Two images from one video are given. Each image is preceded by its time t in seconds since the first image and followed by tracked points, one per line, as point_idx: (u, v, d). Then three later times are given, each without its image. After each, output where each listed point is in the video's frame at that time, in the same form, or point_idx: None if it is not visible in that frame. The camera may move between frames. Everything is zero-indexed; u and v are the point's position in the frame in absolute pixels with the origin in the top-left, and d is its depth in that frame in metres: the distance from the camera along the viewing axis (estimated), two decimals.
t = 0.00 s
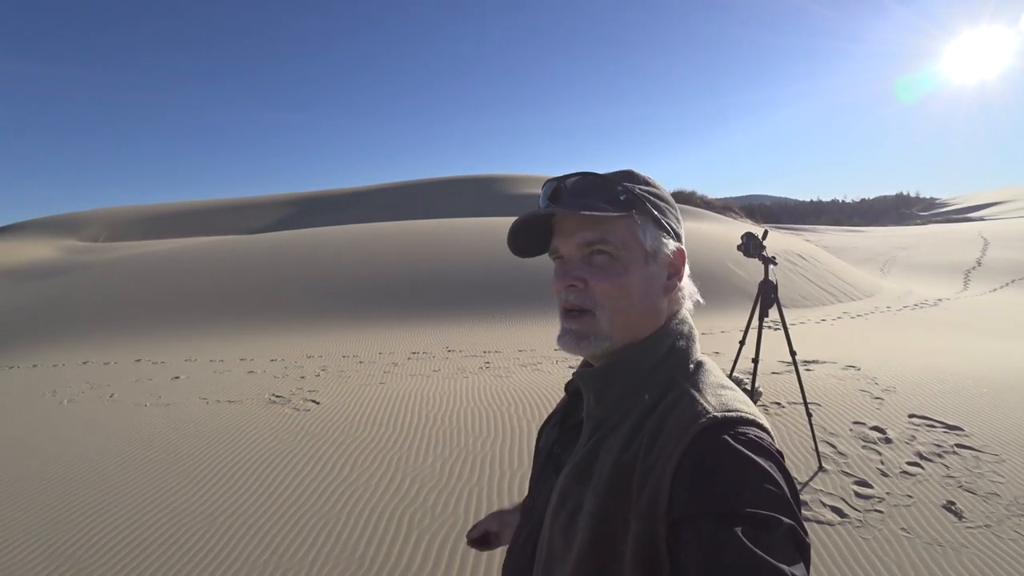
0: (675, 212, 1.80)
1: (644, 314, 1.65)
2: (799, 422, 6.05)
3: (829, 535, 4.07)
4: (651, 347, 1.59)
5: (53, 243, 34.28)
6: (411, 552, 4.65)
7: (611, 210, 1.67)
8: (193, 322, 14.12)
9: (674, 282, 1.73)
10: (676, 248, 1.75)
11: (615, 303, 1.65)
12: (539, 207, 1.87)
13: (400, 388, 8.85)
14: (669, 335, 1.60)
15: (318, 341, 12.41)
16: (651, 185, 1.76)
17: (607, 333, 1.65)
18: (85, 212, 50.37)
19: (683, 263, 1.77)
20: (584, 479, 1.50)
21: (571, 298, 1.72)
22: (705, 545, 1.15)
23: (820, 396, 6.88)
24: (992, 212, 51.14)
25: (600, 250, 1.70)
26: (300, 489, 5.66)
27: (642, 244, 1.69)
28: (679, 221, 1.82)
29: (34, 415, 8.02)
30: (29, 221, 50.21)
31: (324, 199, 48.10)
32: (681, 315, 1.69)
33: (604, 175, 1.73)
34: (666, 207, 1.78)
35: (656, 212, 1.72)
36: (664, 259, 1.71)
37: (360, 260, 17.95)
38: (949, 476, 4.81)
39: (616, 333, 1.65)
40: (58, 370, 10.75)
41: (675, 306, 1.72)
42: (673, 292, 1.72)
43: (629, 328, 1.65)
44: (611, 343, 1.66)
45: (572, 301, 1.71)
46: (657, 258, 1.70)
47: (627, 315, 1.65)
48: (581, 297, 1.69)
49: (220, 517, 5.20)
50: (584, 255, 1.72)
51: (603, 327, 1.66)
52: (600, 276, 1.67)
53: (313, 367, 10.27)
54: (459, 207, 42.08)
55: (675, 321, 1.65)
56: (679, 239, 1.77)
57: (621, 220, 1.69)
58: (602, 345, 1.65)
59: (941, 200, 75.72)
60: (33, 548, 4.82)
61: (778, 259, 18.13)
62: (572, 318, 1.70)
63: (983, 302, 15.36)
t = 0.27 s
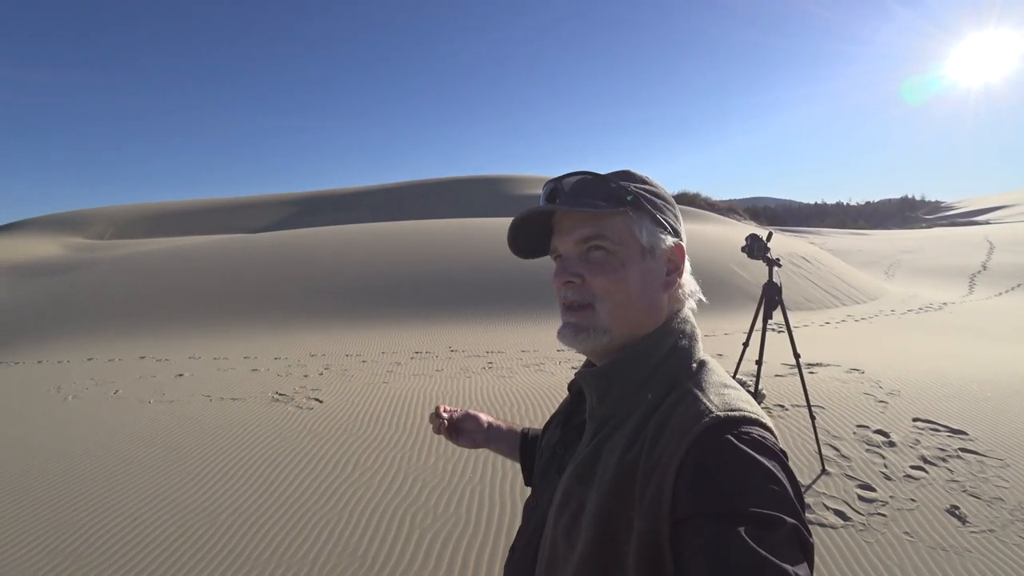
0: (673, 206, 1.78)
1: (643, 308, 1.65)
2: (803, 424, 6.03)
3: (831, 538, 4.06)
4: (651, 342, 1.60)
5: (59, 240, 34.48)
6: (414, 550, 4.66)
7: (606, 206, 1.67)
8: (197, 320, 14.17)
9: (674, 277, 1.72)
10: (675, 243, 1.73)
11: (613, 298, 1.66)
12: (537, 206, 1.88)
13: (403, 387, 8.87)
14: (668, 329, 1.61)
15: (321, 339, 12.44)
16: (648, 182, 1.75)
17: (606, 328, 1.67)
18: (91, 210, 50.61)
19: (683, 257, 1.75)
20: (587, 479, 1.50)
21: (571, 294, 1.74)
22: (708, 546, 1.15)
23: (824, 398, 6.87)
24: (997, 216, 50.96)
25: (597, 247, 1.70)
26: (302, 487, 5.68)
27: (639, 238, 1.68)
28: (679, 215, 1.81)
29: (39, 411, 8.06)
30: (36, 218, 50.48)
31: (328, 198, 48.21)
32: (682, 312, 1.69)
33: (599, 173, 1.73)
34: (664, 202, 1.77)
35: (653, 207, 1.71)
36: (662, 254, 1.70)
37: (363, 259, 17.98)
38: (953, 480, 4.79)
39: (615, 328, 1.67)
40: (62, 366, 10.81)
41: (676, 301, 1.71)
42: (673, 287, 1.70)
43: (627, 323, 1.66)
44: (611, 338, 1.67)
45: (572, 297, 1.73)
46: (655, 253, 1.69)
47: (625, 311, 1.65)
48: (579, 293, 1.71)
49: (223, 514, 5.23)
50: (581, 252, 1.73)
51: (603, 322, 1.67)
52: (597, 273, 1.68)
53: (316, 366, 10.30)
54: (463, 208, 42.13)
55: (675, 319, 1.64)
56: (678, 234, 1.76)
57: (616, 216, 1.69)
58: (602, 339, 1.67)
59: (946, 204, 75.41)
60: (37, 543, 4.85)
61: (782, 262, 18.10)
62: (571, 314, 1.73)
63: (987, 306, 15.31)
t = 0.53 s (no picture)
0: (671, 206, 1.75)
1: (632, 308, 1.65)
2: (807, 427, 6.02)
3: (835, 541, 4.05)
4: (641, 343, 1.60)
5: (67, 237, 34.71)
6: (416, 548, 4.67)
7: (595, 207, 1.68)
8: (202, 317, 14.24)
9: (669, 277, 1.69)
10: (670, 242, 1.71)
11: (602, 297, 1.67)
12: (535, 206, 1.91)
13: (407, 386, 8.89)
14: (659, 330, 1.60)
15: (326, 337, 12.48)
16: (644, 182, 1.74)
17: (595, 328, 1.68)
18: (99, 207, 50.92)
19: (680, 258, 1.72)
20: (587, 479, 1.50)
21: (562, 293, 1.76)
22: (709, 547, 1.15)
23: (828, 402, 6.85)
24: (1005, 220, 50.66)
25: (587, 247, 1.71)
26: (306, 484, 5.70)
27: (629, 239, 1.68)
28: (678, 215, 1.78)
29: (45, 406, 8.12)
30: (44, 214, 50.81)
31: (334, 197, 48.34)
32: (676, 313, 1.67)
33: (592, 174, 1.74)
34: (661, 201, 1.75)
35: (646, 207, 1.69)
36: (655, 254, 1.68)
37: (369, 258, 18.03)
38: (958, 485, 4.77)
39: (604, 328, 1.67)
40: (69, 361, 10.88)
41: (671, 302, 1.69)
42: (667, 288, 1.68)
43: (616, 323, 1.66)
44: (600, 337, 1.69)
45: (563, 296, 1.75)
46: (647, 253, 1.68)
47: (613, 311, 1.66)
48: (570, 292, 1.73)
49: (226, 510, 5.25)
50: (573, 252, 1.74)
51: (593, 321, 1.69)
52: (587, 272, 1.70)
53: (320, 364, 10.33)
54: (469, 208, 42.18)
55: (669, 319, 1.63)
56: (676, 234, 1.73)
57: (607, 217, 1.69)
58: (591, 338, 1.68)
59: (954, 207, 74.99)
60: (42, 537, 4.89)
61: (788, 264, 18.04)
62: (563, 313, 1.75)
63: (994, 310, 15.22)
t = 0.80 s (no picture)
0: (662, 206, 1.73)
1: (620, 308, 1.64)
2: (813, 431, 5.98)
3: (840, 547, 4.02)
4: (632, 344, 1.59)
5: (77, 234, 35.02)
6: (420, 548, 4.67)
7: (582, 210, 1.71)
8: (210, 315, 14.32)
9: (661, 276, 1.66)
10: (662, 241, 1.69)
11: (591, 297, 1.67)
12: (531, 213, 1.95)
13: (412, 385, 8.91)
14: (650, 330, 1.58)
15: (332, 336, 12.52)
16: (634, 183, 1.74)
17: (585, 328, 1.68)
18: (109, 205, 51.33)
19: (673, 256, 1.69)
20: (586, 480, 1.50)
21: (554, 294, 1.77)
22: (708, 549, 1.15)
23: (835, 406, 6.80)
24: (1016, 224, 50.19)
25: (576, 249, 1.72)
26: (311, 482, 5.73)
27: (616, 239, 1.68)
28: (673, 216, 1.76)
29: (54, 401, 8.20)
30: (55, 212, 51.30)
31: (342, 196, 48.50)
32: (671, 312, 1.65)
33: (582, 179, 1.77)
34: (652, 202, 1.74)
35: (635, 208, 1.69)
36: (644, 253, 1.67)
37: (375, 258, 18.08)
38: (966, 491, 4.72)
39: (593, 328, 1.67)
40: (78, 358, 10.97)
41: (663, 301, 1.66)
42: (658, 287, 1.65)
43: (605, 322, 1.66)
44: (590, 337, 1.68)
45: (555, 297, 1.76)
46: (636, 252, 1.66)
47: (601, 310, 1.66)
48: (561, 293, 1.74)
49: (231, 507, 5.28)
50: (563, 255, 1.76)
51: (583, 321, 1.69)
52: (575, 274, 1.71)
53: (326, 362, 10.37)
54: (476, 208, 42.22)
55: (666, 320, 1.62)
56: (669, 234, 1.71)
57: (594, 219, 1.71)
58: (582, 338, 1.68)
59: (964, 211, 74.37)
60: (49, 531, 4.93)
61: (795, 267, 17.94)
62: (555, 314, 1.76)
63: (1005, 315, 15.06)
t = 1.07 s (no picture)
0: (640, 213, 1.69)
1: (599, 322, 1.65)
2: (820, 434, 5.95)
3: (848, 550, 4.00)
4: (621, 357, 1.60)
5: (83, 238, 35.17)
6: (427, 551, 4.68)
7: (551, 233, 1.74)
8: (215, 319, 14.36)
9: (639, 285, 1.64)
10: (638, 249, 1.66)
11: (572, 315, 1.70)
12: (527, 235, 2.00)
13: (417, 388, 8.92)
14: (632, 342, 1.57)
15: (337, 339, 12.54)
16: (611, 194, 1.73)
17: (573, 345, 1.71)
18: (114, 208, 51.59)
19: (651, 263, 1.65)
20: (598, 489, 1.50)
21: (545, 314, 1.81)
22: (722, 559, 1.14)
23: (842, 408, 6.77)
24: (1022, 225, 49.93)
25: (555, 270, 1.76)
26: (318, 486, 5.73)
27: (588, 255, 1.68)
28: (653, 218, 1.72)
29: (62, 405, 8.24)
30: (61, 216, 51.57)
31: (345, 199, 48.59)
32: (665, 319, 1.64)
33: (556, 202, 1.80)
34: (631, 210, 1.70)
35: (603, 221, 1.68)
36: (617, 265, 1.65)
37: (380, 261, 18.11)
38: (975, 494, 4.69)
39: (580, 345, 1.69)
40: (85, 361, 11.01)
41: (645, 310, 1.64)
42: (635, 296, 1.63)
43: (588, 337, 1.67)
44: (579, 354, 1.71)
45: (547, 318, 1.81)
46: (609, 265, 1.66)
47: (583, 327, 1.68)
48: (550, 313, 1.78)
49: (237, 511, 5.29)
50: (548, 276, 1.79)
51: (570, 339, 1.72)
52: (557, 293, 1.73)
53: (331, 365, 10.39)
54: (479, 211, 42.25)
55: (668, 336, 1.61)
56: (645, 238, 1.67)
57: (567, 239, 1.73)
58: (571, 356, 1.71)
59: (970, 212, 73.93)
60: (58, 535, 4.96)
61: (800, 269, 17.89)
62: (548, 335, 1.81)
63: (1012, 316, 14.98)
